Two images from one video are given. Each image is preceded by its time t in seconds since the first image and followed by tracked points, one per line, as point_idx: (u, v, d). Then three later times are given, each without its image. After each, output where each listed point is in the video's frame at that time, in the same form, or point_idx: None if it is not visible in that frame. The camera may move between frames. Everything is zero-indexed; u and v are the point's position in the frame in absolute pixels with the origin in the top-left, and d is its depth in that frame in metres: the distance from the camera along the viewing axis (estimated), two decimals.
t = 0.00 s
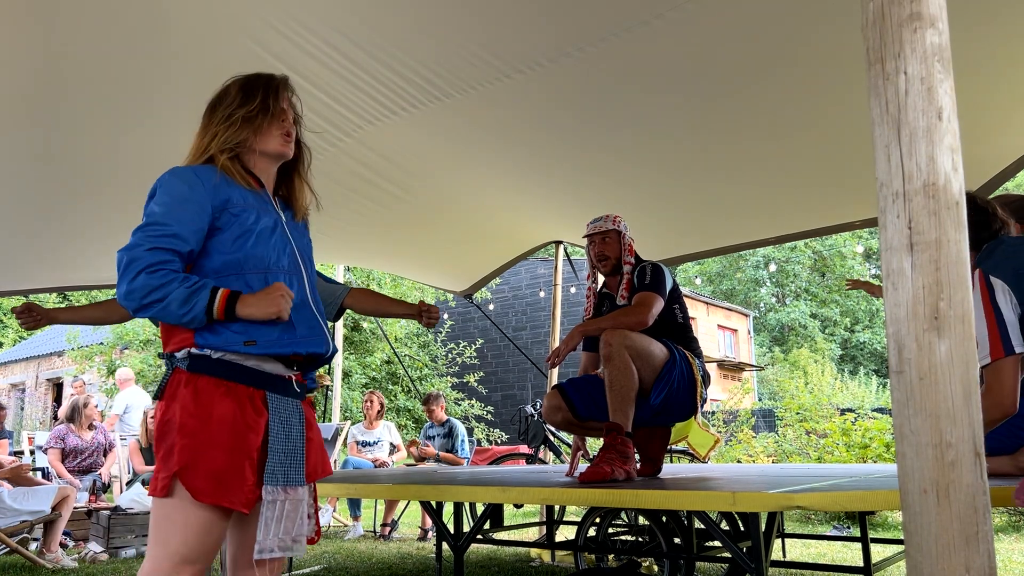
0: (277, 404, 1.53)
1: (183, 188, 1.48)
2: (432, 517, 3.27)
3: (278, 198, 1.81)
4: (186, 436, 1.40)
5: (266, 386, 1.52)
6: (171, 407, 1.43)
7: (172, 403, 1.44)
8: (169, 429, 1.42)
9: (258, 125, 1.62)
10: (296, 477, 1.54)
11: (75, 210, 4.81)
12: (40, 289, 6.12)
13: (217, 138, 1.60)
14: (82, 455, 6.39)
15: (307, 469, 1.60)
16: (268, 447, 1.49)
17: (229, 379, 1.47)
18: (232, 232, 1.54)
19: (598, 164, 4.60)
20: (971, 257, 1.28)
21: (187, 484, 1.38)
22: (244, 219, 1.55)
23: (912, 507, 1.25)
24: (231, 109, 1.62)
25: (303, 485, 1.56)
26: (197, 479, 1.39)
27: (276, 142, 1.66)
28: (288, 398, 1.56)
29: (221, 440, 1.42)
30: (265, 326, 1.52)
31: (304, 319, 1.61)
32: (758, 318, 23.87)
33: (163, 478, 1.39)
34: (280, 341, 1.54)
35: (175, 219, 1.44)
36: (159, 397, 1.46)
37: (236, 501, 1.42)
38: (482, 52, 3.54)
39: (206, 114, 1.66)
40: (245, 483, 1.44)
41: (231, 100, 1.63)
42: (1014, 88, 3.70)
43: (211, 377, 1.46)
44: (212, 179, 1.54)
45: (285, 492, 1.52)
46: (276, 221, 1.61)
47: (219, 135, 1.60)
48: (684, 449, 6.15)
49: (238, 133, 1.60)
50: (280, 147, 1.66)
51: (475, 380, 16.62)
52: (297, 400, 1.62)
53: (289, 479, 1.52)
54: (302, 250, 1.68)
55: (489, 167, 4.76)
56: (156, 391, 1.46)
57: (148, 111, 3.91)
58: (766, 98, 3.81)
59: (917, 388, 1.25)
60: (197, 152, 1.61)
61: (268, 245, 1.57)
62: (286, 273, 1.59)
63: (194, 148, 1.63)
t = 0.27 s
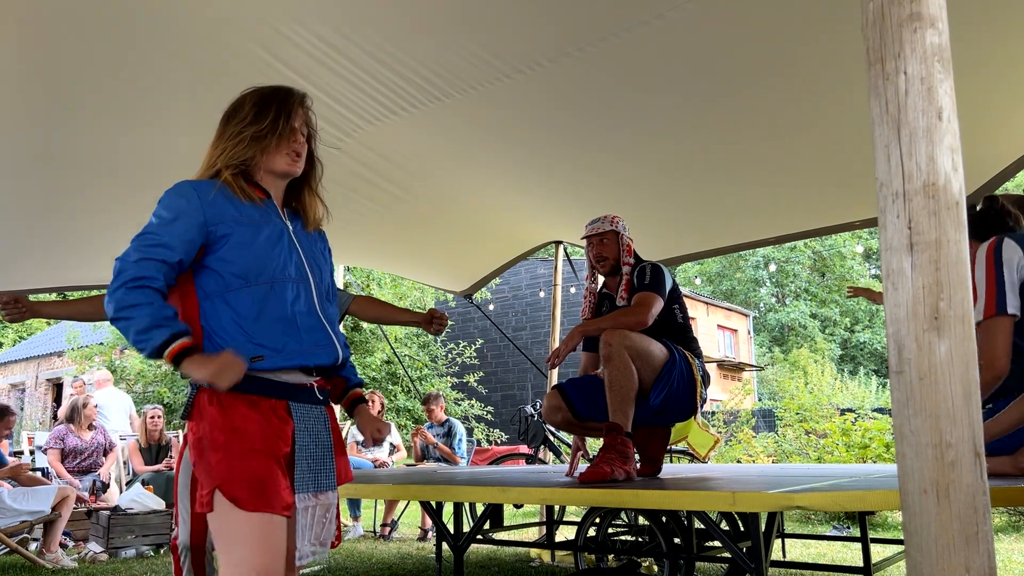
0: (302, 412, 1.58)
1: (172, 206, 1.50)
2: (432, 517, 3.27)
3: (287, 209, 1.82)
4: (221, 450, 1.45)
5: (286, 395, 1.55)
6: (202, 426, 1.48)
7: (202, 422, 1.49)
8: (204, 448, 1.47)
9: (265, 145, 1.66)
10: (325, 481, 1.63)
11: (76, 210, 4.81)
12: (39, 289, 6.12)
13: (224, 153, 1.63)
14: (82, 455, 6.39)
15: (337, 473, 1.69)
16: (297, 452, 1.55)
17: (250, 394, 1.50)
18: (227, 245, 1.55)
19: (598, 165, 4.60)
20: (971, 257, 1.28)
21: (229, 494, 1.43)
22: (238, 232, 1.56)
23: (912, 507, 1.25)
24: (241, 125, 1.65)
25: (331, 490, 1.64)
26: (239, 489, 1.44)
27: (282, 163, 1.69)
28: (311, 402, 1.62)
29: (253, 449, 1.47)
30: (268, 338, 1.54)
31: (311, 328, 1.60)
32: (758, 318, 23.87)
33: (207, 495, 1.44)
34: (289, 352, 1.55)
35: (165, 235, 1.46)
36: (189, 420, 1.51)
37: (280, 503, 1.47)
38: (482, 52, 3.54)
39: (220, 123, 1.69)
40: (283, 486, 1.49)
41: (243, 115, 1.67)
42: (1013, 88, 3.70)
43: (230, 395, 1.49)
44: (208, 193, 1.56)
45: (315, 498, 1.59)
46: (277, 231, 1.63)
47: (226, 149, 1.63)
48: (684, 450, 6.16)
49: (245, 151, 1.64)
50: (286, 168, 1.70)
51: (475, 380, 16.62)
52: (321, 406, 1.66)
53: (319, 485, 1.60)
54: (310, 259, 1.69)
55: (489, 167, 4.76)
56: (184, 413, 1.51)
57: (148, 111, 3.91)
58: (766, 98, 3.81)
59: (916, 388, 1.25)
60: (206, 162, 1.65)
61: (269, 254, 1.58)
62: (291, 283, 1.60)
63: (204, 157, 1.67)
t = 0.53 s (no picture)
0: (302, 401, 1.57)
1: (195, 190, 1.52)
2: (433, 517, 3.27)
3: (320, 199, 1.79)
4: (230, 429, 1.46)
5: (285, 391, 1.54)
6: (213, 413, 1.50)
7: (210, 407, 1.50)
8: (216, 432, 1.48)
9: (296, 128, 1.66)
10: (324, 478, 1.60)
11: (76, 211, 4.81)
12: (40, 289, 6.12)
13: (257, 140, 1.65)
14: (82, 455, 6.39)
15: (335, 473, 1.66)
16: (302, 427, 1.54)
17: (251, 378, 1.50)
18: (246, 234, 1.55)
19: (599, 164, 4.60)
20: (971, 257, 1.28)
21: (249, 471, 1.44)
22: (261, 222, 1.56)
23: (912, 507, 1.25)
24: (272, 110, 1.67)
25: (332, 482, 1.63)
26: (254, 461, 1.44)
27: (314, 146, 1.68)
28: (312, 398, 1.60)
29: (259, 423, 1.47)
30: (278, 331, 1.52)
31: (321, 328, 1.58)
32: (758, 318, 23.86)
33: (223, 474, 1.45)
34: (295, 349, 1.53)
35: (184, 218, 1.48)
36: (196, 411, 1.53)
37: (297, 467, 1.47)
38: (483, 52, 3.54)
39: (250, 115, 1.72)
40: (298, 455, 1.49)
41: (272, 102, 1.69)
42: (1014, 88, 3.70)
43: (234, 380, 1.50)
44: (241, 181, 1.58)
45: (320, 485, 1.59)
46: (301, 225, 1.61)
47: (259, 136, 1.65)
48: (684, 450, 6.16)
49: (278, 135, 1.65)
50: (319, 154, 1.69)
51: (475, 380, 16.62)
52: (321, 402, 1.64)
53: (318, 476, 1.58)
54: (330, 253, 1.67)
55: (489, 167, 4.76)
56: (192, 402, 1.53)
57: (149, 111, 3.90)
58: (766, 98, 3.81)
59: (917, 388, 1.25)
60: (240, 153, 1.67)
61: (287, 247, 1.57)
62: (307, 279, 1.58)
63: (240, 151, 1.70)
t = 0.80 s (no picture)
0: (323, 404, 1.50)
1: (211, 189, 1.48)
2: (433, 517, 3.27)
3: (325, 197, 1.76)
4: (256, 429, 1.39)
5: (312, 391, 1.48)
6: (234, 410, 1.42)
7: (233, 404, 1.43)
8: (238, 429, 1.41)
9: (307, 131, 1.62)
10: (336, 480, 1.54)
11: (76, 211, 4.81)
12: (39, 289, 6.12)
13: (267, 140, 1.61)
14: (82, 456, 6.39)
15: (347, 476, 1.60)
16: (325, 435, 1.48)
17: (280, 377, 1.44)
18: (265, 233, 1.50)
19: (599, 164, 4.60)
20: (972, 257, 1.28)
21: (271, 474, 1.37)
22: (278, 220, 1.52)
23: (912, 507, 1.25)
24: (283, 110, 1.62)
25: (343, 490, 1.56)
26: (280, 466, 1.37)
27: (323, 150, 1.65)
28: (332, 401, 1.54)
29: (288, 424, 1.41)
30: (304, 327, 1.47)
31: (344, 322, 1.53)
32: (758, 318, 23.86)
33: (244, 474, 1.37)
34: (322, 344, 1.48)
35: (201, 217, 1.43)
36: (215, 406, 1.45)
37: (321, 476, 1.40)
38: (482, 52, 3.54)
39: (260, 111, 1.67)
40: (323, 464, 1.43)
41: (286, 101, 1.64)
42: (1014, 87, 3.70)
43: (263, 377, 1.43)
44: (261, 186, 1.53)
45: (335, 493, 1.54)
46: (317, 224, 1.57)
47: (269, 137, 1.61)
48: (684, 450, 6.16)
49: (288, 136, 1.61)
50: (329, 156, 1.65)
51: (475, 380, 16.62)
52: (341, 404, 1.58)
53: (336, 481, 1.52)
54: (344, 251, 1.63)
55: (489, 167, 4.75)
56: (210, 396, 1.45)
57: (149, 111, 3.90)
58: (766, 97, 3.80)
59: (917, 388, 1.25)
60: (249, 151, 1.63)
61: (307, 245, 1.53)
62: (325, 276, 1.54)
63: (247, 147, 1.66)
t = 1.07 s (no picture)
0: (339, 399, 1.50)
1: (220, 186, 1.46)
2: (433, 517, 3.27)
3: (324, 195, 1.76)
4: (270, 425, 1.37)
5: (329, 382, 1.48)
6: (248, 402, 1.40)
7: (248, 397, 1.41)
8: (251, 423, 1.39)
9: (322, 136, 1.60)
10: (361, 472, 1.55)
11: (76, 211, 4.81)
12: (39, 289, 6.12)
13: (280, 139, 1.59)
14: (83, 455, 6.40)
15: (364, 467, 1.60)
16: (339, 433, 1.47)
17: (300, 370, 1.43)
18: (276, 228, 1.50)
19: (599, 164, 4.60)
20: (972, 257, 1.28)
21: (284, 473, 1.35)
22: (286, 215, 1.51)
23: (912, 507, 1.25)
24: (303, 111, 1.59)
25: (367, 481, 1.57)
26: (292, 465, 1.36)
27: (334, 155, 1.63)
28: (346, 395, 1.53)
29: (302, 422, 1.39)
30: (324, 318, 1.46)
31: (362, 311, 1.53)
32: (758, 318, 23.86)
33: (253, 469, 1.35)
34: (341, 335, 1.47)
35: (214, 215, 1.42)
36: (229, 396, 1.43)
37: (332, 477, 1.39)
38: (482, 52, 3.54)
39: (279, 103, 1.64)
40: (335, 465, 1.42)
41: (310, 103, 1.60)
42: (1014, 87, 3.69)
43: (284, 369, 1.42)
44: (262, 175, 1.52)
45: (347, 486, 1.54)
46: (323, 216, 1.57)
47: (283, 135, 1.59)
48: (684, 450, 6.16)
49: (302, 138, 1.59)
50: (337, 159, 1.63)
51: (475, 380, 16.62)
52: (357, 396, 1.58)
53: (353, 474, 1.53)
54: (350, 243, 1.64)
55: (489, 167, 4.75)
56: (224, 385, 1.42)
57: (149, 112, 3.90)
58: (766, 97, 3.81)
59: (917, 388, 1.25)
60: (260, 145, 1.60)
61: (317, 238, 1.53)
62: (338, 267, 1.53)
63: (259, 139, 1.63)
